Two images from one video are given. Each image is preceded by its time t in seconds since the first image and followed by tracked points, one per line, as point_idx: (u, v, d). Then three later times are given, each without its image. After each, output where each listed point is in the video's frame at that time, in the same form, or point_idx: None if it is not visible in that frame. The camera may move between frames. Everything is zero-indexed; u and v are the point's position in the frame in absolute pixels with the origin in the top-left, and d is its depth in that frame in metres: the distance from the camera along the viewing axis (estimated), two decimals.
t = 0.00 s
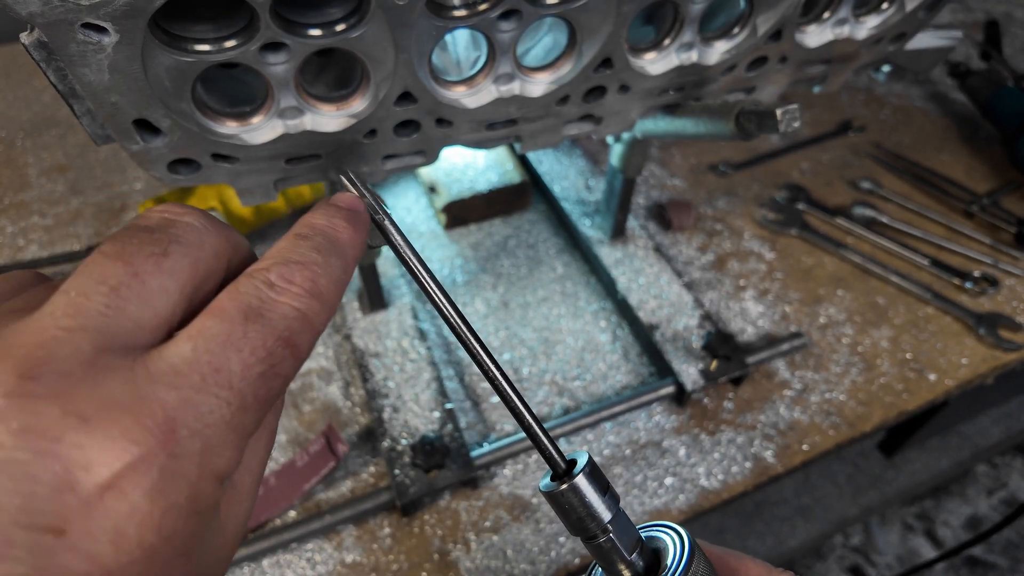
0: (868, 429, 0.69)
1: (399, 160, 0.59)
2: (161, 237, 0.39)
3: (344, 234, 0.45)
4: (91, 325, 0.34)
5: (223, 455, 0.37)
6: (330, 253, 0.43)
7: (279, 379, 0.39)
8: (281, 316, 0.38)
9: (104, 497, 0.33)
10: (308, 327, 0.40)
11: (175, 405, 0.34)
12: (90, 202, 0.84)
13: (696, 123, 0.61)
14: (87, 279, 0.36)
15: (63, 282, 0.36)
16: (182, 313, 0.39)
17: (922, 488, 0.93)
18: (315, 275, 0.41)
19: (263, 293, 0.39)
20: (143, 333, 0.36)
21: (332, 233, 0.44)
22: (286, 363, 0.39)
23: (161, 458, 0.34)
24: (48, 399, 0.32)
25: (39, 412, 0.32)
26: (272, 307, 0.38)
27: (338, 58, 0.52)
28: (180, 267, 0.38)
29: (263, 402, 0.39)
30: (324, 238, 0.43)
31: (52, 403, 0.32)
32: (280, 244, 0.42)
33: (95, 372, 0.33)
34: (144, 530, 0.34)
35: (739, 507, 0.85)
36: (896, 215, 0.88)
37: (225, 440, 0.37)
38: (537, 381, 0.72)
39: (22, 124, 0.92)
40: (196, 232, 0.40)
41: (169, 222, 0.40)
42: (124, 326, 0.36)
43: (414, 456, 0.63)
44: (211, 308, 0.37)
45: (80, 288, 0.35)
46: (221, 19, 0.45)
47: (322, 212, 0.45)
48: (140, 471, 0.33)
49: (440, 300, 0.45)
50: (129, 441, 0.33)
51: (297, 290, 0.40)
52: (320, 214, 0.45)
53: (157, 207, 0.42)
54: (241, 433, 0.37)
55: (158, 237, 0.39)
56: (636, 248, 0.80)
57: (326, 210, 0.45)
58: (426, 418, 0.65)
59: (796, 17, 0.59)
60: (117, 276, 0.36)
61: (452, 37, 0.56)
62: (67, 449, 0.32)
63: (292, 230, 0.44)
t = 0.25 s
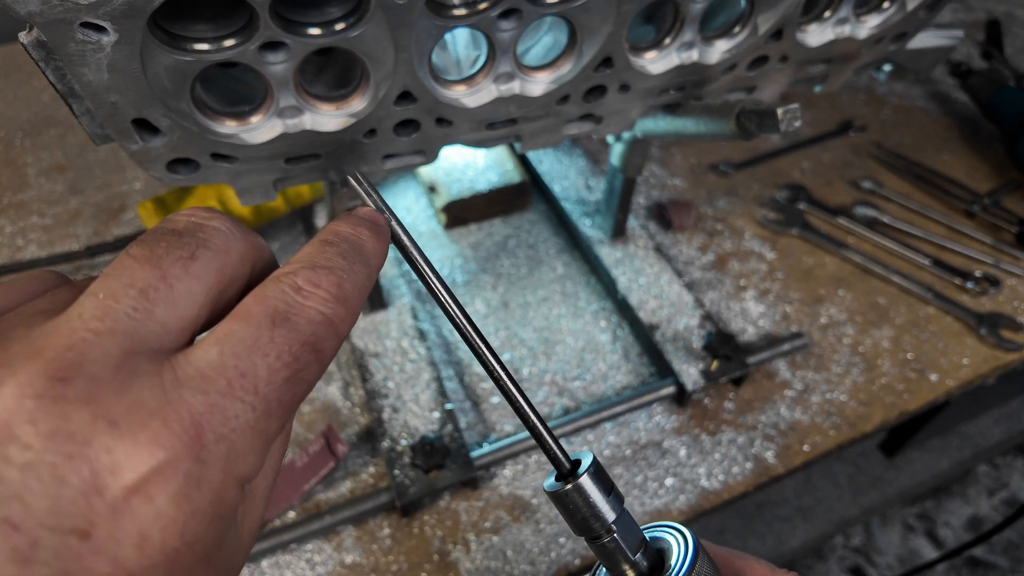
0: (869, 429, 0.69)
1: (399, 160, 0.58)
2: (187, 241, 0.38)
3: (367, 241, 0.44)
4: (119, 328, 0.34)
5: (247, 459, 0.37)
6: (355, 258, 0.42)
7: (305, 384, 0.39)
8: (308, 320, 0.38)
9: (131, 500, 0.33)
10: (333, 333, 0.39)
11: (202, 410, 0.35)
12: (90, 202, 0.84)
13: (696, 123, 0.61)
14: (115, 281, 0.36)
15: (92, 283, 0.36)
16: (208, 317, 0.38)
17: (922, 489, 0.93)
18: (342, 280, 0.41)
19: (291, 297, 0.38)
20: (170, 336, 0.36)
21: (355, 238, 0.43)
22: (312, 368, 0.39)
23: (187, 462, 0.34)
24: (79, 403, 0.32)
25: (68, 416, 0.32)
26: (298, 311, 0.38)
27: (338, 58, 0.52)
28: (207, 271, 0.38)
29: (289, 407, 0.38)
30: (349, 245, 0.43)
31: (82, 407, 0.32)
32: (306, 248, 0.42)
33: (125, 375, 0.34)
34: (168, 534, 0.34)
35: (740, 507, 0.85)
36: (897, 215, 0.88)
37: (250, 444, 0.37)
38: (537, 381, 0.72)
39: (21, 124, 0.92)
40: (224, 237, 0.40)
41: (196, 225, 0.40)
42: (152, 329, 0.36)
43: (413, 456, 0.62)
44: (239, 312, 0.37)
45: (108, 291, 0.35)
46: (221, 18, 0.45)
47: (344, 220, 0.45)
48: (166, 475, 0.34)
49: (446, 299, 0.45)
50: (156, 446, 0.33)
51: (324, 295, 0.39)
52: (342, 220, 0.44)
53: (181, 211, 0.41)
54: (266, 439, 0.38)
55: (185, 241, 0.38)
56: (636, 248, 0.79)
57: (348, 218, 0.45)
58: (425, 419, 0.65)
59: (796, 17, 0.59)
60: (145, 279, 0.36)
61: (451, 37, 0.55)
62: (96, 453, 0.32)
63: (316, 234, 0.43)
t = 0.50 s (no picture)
0: (869, 429, 0.69)
1: (399, 160, 0.58)
2: (165, 219, 0.39)
3: (349, 218, 0.44)
4: (99, 304, 0.35)
5: (232, 431, 0.37)
6: (336, 233, 0.42)
7: (289, 358, 0.39)
8: (289, 294, 0.38)
9: (115, 473, 0.33)
10: (316, 307, 0.39)
11: (185, 382, 0.35)
12: (89, 202, 0.84)
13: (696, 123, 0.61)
14: (94, 260, 0.36)
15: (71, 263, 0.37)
16: (188, 295, 0.39)
17: (923, 489, 0.93)
18: (323, 254, 0.40)
19: (270, 270, 0.38)
20: (149, 313, 0.37)
21: (336, 216, 0.43)
22: (295, 342, 0.39)
23: (171, 434, 0.34)
24: (59, 376, 0.33)
25: (49, 389, 0.32)
26: (278, 284, 0.38)
27: (338, 58, 0.52)
28: (184, 248, 0.38)
29: (273, 381, 0.38)
30: (329, 220, 0.43)
31: (63, 379, 0.33)
32: (285, 224, 0.42)
33: (105, 349, 0.34)
34: (154, 507, 0.34)
35: (740, 508, 0.86)
36: (897, 215, 0.88)
37: (235, 418, 0.37)
38: (537, 381, 0.72)
39: (21, 124, 0.92)
40: (202, 215, 0.40)
41: (173, 205, 0.40)
42: (132, 306, 0.36)
43: (413, 456, 0.62)
44: (218, 285, 0.37)
45: (88, 269, 0.36)
46: (221, 18, 0.45)
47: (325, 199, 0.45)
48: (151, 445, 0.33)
49: (441, 297, 0.45)
50: (139, 417, 0.33)
51: (305, 267, 0.39)
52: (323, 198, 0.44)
53: (161, 192, 0.41)
54: (250, 412, 0.38)
55: (162, 219, 0.39)
56: (636, 248, 0.79)
57: (328, 197, 0.45)
58: (426, 419, 0.65)
59: (797, 17, 0.59)
60: (124, 257, 0.36)
61: (451, 37, 0.56)
62: (79, 425, 0.32)
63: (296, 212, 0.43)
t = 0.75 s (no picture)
0: (869, 429, 0.69)
1: (399, 160, 0.58)
2: (188, 238, 0.38)
3: (365, 235, 0.44)
4: (123, 322, 0.35)
5: (251, 452, 0.37)
6: (354, 251, 0.42)
7: (307, 377, 0.39)
8: (309, 313, 0.38)
9: (138, 492, 0.33)
10: (334, 326, 0.39)
11: (207, 403, 0.35)
12: (89, 202, 0.84)
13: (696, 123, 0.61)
14: (118, 277, 0.36)
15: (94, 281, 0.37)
16: (208, 313, 0.39)
17: (923, 489, 0.93)
18: (342, 273, 0.40)
19: (291, 290, 0.38)
20: (171, 330, 0.37)
21: (353, 233, 0.43)
22: (314, 361, 0.39)
23: (193, 454, 0.34)
24: (83, 393, 0.33)
25: (74, 406, 0.32)
26: (298, 304, 0.38)
27: (338, 58, 0.52)
28: (208, 268, 0.38)
29: (291, 400, 0.39)
30: (347, 239, 0.43)
31: (88, 397, 0.33)
32: (305, 242, 0.42)
33: (129, 368, 0.34)
34: (175, 527, 0.34)
35: (740, 508, 0.86)
36: (897, 215, 0.88)
37: (254, 438, 0.37)
38: (537, 381, 0.72)
39: (21, 124, 0.92)
40: (224, 233, 0.40)
41: (196, 222, 0.40)
42: (154, 324, 0.36)
43: (413, 456, 0.62)
44: (240, 305, 0.37)
45: (111, 287, 0.36)
46: (221, 18, 0.45)
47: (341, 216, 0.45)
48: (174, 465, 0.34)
49: (441, 298, 0.45)
50: (162, 437, 0.34)
51: (324, 288, 0.39)
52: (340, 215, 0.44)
53: (181, 208, 0.41)
54: (270, 431, 0.38)
55: (186, 237, 0.38)
56: (636, 248, 0.79)
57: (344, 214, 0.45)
58: (425, 419, 0.65)
59: (796, 17, 0.59)
60: (147, 275, 0.36)
61: (451, 37, 0.55)
62: (103, 443, 0.32)
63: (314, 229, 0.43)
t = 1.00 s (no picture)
0: (869, 429, 0.69)
1: (399, 160, 0.58)
2: (194, 240, 0.39)
3: (370, 236, 0.44)
4: (130, 325, 0.35)
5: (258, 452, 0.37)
6: (359, 252, 0.42)
7: (314, 378, 0.39)
8: (315, 313, 0.38)
9: (146, 493, 0.33)
10: (340, 326, 0.39)
11: (214, 403, 0.35)
12: (89, 202, 0.84)
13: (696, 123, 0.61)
14: (125, 280, 0.36)
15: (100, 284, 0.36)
16: (214, 315, 0.39)
17: (923, 489, 0.93)
18: (347, 274, 0.41)
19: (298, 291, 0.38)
20: (178, 333, 0.37)
21: (358, 235, 0.44)
22: (320, 361, 0.39)
23: (201, 454, 0.34)
24: (92, 397, 0.33)
25: (83, 410, 0.32)
26: (304, 304, 0.38)
27: (338, 58, 0.52)
28: (214, 270, 0.38)
29: (298, 400, 0.38)
30: (351, 241, 0.43)
31: (98, 401, 0.33)
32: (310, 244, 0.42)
33: (136, 370, 0.34)
34: (182, 527, 0.34)
35: (740, 508, 0.86)
36: (897, 215, 0.88)
37: (261, 438, 0.37)
38: (537, 381, 0.72)
39: (21, 123, 0.92)
40: (230, 237, 0.40)
41: (201, 226, 0.40)
42: (160, 326, 0.36)
43: (413, 456, 0.62)
44: (247, 307, 0.37)
45: (119, 290, 0.36)
46: (221, 18, 0.45)
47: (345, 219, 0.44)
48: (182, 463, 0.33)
49: (441, 297, 0.45)
50: (170, 438, 0.33)
51: (330, 288, 0.39)
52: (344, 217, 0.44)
53: (188, 212, 0.41)
54: (276, 432, 0.38)
55: (193, 240, 0.39)
56: (636, 248, 0.79)
57: (347, 217, 0.45)
58: (425, 419, 0.65)
59: (797, 17, 0.59)
60: (154, 277, 0.36)
61: (451, 37, 0.55)
62: (111, 445, 0.32)
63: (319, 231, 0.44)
